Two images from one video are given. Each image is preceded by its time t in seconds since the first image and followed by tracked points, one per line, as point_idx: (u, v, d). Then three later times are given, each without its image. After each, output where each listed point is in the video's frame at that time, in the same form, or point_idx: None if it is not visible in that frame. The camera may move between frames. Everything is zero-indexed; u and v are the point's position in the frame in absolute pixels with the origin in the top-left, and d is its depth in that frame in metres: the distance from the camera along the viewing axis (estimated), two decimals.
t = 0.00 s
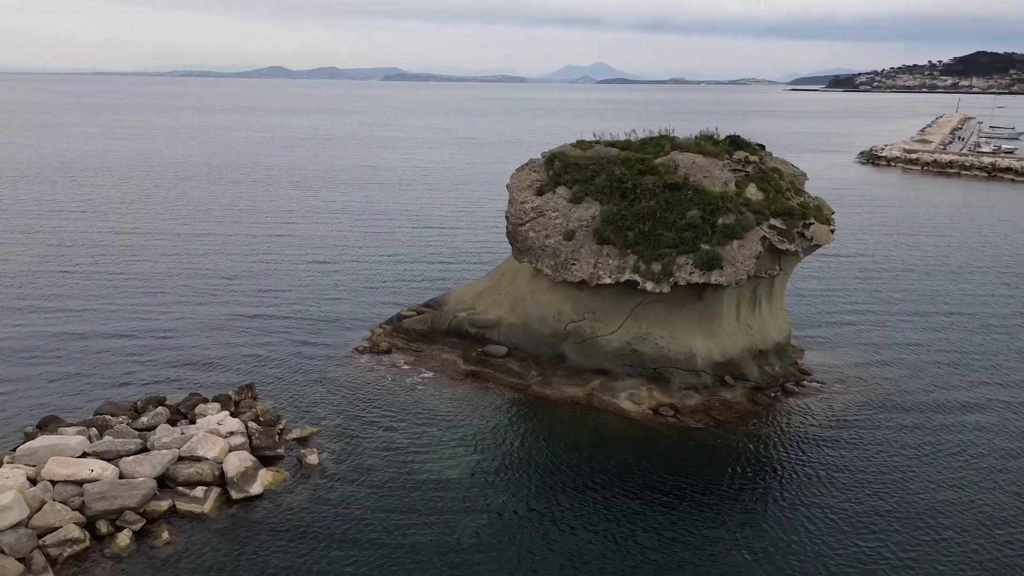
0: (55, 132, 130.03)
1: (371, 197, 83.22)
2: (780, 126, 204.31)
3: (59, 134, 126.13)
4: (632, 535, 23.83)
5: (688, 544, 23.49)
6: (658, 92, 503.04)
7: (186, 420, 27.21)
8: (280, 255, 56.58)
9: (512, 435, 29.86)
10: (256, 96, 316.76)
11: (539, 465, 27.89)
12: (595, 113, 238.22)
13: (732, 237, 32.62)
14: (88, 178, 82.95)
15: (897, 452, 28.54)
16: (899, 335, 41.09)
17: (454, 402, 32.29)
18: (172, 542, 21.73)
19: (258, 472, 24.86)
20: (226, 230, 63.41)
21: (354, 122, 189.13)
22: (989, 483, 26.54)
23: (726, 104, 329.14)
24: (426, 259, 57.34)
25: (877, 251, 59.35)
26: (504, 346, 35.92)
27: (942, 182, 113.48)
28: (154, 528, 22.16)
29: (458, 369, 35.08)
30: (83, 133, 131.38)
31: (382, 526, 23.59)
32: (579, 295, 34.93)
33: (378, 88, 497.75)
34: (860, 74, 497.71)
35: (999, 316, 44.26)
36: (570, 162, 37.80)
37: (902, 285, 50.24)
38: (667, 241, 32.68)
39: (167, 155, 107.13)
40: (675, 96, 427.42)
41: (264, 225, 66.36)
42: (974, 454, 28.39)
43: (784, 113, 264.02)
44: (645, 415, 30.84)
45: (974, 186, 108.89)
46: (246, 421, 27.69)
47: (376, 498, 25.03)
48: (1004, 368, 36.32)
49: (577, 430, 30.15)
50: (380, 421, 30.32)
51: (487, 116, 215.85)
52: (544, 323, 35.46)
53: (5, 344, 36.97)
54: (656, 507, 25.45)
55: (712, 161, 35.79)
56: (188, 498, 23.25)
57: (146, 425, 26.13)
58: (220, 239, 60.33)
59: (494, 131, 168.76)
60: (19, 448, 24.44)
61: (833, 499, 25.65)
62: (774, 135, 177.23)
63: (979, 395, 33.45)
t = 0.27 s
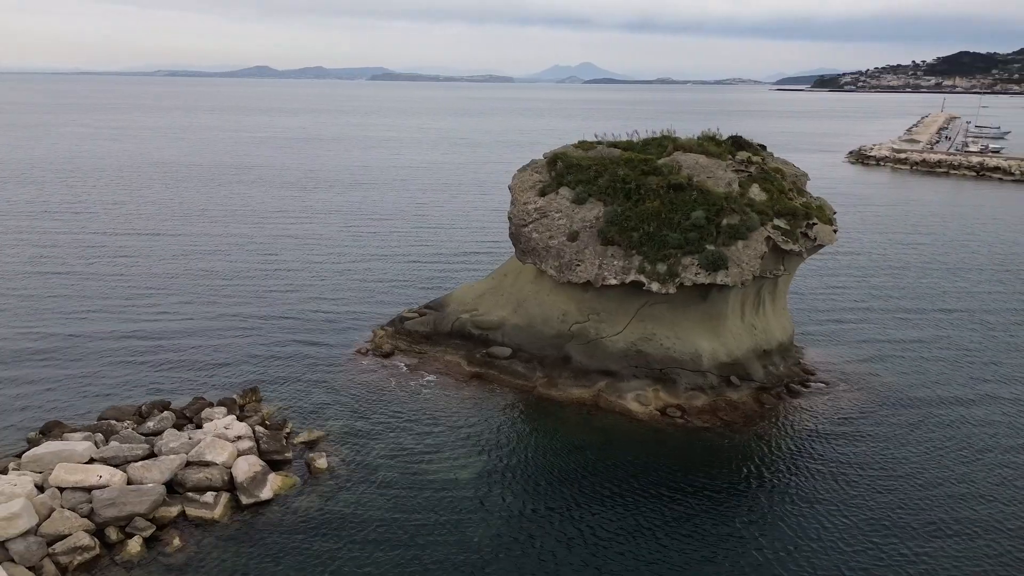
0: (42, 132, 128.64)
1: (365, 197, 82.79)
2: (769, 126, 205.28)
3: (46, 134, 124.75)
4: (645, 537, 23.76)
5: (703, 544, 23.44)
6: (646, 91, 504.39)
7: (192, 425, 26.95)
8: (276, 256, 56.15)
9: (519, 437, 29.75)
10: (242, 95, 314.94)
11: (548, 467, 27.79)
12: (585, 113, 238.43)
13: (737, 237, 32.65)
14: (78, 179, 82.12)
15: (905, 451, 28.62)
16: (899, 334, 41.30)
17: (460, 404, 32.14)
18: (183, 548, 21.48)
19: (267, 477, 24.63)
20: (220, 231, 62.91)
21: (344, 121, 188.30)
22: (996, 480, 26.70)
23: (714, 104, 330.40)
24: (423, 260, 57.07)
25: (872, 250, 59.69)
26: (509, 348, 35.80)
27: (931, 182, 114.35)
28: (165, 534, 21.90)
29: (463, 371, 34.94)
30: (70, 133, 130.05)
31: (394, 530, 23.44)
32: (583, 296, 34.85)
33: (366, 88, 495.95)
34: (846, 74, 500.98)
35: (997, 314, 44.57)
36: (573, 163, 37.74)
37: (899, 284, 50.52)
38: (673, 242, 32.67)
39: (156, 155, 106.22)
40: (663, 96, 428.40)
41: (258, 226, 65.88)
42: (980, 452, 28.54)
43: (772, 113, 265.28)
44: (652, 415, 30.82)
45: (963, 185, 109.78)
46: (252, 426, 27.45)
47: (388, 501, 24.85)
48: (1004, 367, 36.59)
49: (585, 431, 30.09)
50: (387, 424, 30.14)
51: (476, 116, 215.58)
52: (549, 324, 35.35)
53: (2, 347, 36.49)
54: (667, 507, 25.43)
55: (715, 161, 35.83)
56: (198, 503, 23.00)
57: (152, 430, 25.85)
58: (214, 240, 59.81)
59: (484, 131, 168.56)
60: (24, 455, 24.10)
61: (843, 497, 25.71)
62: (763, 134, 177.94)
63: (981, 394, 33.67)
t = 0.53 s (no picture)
0: (28, 133, 127.21)
1: (358, 198, 82.33)
2: (757, 125, 206.14)
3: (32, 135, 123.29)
4: (657, 540, 23.70)
5: (715, 546, 23.39)
6: (633, 91, 505.54)
7: (198, 429, 26.66)
8: (272, 257, 55.74)
9: (527, 439, 29.65)
10: (229, 95, 312.98)
11: (556, 469, 27.71)
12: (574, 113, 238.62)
13: (741, 237, 32.70)
14: (67, 179, 81.22)
15: (911, 450, 28.71)
16: (900, 332, 41.51)
17: (465, 406, 31.99)
18: (195, 555, 21.23)
19: (277, 482, 24.40)
20: (214, 232, 62.37)
21: (333, 121, 187.38)
22: (1002, 478, 26.86)
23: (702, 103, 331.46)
24: (420, 260, 56.80)
25: (868, 249, 60.01)
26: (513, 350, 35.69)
27: (920, 181, 115.17)
28: (176, 541, 21.64)
29: (467, 373, 34.82)
30: (56, 134, 128.63)
31: (407, 534, 23.29)
32: (587, 297, 34.79)
33: (353, 87, 493.66)
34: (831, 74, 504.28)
35: (994, 312, 44.91)
36: (575, 164, 37.68)
37: (896, 283, 50.81)
38: (678, 243, 32.68)
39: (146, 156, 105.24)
40: (651, 96, 429.24)
41: (253, 227, 65.39)
42: (985, 450, 28.70)
43: (760, 113, 266.50)
44: (659, 416, 30.81)
45: (951, 184, 110.63)
46: (259, 430, 27.20)
47: (398, 505, 24.68)
48: (1004, 365, 36.86)
49: (593, 433, 30.03)
50: (393, 427, 29.94)
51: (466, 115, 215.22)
52: (553, 325, 35.26)
53: None
54: (678, 508, 25.41)
55: (718, 162, 35.88)
56: (208, 509, 22.75)
57: (159, 435, 25.54)
58: (210, 241, 59.32)
59: (474, 131, 168.29)
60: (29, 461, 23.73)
61: (852, 495, 25.78)
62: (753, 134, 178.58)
63: (983, 392, 33.88)
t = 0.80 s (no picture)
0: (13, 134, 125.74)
1: (351, 198, 81.90)
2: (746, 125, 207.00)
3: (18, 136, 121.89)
4: (670, 540, 23.65)
5: (729, 546, 23.37)
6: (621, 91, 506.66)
7: (205, 433, 26.39)
8: (269, 258, 55.38)
9: (535, 439, 29.58)
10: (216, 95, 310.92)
11: (566, 470, 27.62)
12: (563, 113, 238.83)
13: (746, 237, 32.75)
14: (56, 181, 80.35)
15: (918, 447, 28.79)
16: (899, 330, 41.77)
17: (471, 407, 31.86)
18: (207, 561, 21.00)
19: (286, 485, 24.19)
20: (209, 233, 61.89)
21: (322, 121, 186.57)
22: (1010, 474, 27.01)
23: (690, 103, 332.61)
24: (417, 261, 56.54)
25: (863, 247, 60.35)
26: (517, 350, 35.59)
27: (909, 180, 116.06)
28: (186, 546, 21.38)
29: (472, 375, 34.73)
30: (43, 134, 127.26)
31: (419, 536, 23.13)
32: (591, 298, 34.74)
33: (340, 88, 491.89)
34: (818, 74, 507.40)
35: (991, 309, 45.24)
36: (578, 164, 37.61)
37: (893, 280, 51.11)
38: (683, 243, 32.67)
39: (135, 156, 104.31)
40: (638, 96, 430.68)
41: (248, 228, 64.95)
42: (992, 446, 28.83)
43: (748, 112, 267.63)
44: (667, 416, 30.84)
45: (940, 182, 111.52)
46: (266, 433, 26.95)
47: (410, 508, 24.52)
48: (1004, 361, 37.12)
49: (600, 433, 29.99)
50: (400, 429, 29.76)
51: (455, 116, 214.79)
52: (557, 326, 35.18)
53: None
54: (689, 508, 25.40)
55: (721, 162, 35.92)
56: (219, 513, 22.52)
57: (165, 439, 25.24)
58: (205, 242, 58.86)
59: (465, 131, 167.98)
60: (35, 467, 23.40)
61: (862, 493, 25.85)
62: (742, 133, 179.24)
63: (985, 388, 34.12)
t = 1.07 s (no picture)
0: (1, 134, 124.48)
1: (346, 198, 81.54)
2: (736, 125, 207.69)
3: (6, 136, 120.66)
4: (685, 539, 23.62)
5: (744, 544, 23.32)
6: (610, 91, 507.50)
7: (213, 437, 26.16)
8: (266, 258, 55.02)
9: (544, 440, 29.50)
10: (204, 95, 309.11)
11: (577, 470, 27.54)
12: (554, 112, 238.91)
13: (751, 237, 32.78)
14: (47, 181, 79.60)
15: (926, 446, 28.88)
16: (900, 328, 41.97)
17: (479, 408, 31.73)
18: (221, 566, 20.78)
19: (298, 489, 24.00)
20: (205, 233, 61.45)
21: (313, 121, 185.80)
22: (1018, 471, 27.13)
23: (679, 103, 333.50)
24: (416, 261, 56.30)
25: (860, 246, 60.63)
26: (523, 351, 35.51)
27: (901, 179, 116.75)
28: (200, 551, 21.16)
29: (478, 376, 34.63)
30: (31, 134, 126.01)
31: (433, 539, 22.99)
32: (597, 298, 34.69)
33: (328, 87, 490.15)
34: (806, 73, 509.91)
35: (989, 307, 45.54)
36: (582, 164, 37.55)
37: (891, 279, 51.37)
38: (689, 243, 32.66)
39: (126, 156, 103.52)
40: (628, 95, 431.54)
41: (243, 228, 64.54)
42: (999, 444, 28.97)
43: (737, 112, 268.62)
44: (675, 417, 30.85)
45: (931, 182, 112.29)
46: (275, 436, 26.74)
47: (423, 510, 24.37)
48: (1006, 359, 37.35)
49: (609, 433, 29.95)
50: (408, 430, 29.62)
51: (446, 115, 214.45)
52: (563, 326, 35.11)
53: None
54: (702, 507, 25.40)
55: (725, 162, 35.94)
56: (231, 518, 22.30)
57: (174, 443, 25.00)
58: (201, 243, 58.47)
59: (457, 131, 167.73)
60: (43, 472, 23.08)
61: (873, 491, 25.92)
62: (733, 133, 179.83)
63: (988, 387, 34.31)
